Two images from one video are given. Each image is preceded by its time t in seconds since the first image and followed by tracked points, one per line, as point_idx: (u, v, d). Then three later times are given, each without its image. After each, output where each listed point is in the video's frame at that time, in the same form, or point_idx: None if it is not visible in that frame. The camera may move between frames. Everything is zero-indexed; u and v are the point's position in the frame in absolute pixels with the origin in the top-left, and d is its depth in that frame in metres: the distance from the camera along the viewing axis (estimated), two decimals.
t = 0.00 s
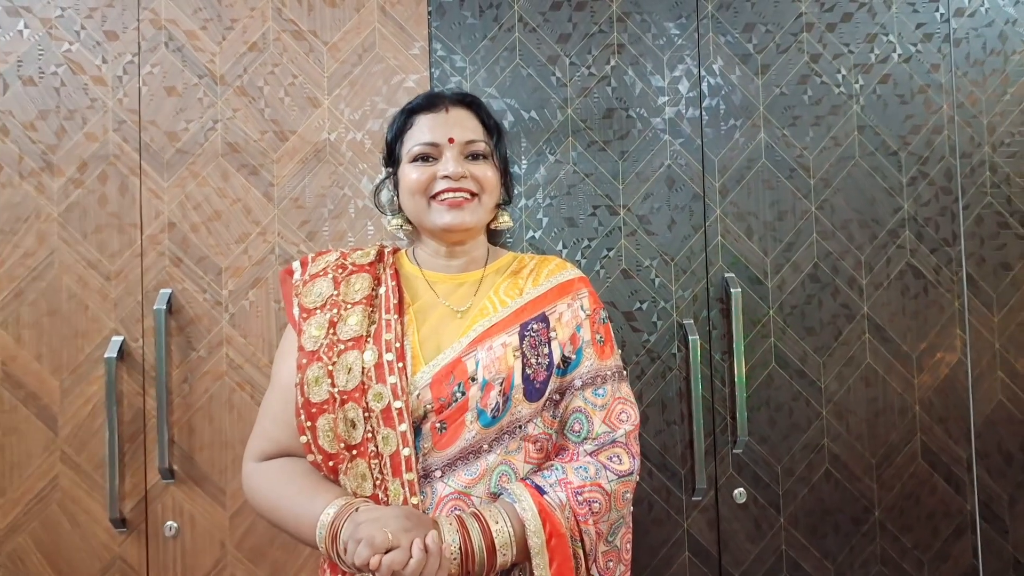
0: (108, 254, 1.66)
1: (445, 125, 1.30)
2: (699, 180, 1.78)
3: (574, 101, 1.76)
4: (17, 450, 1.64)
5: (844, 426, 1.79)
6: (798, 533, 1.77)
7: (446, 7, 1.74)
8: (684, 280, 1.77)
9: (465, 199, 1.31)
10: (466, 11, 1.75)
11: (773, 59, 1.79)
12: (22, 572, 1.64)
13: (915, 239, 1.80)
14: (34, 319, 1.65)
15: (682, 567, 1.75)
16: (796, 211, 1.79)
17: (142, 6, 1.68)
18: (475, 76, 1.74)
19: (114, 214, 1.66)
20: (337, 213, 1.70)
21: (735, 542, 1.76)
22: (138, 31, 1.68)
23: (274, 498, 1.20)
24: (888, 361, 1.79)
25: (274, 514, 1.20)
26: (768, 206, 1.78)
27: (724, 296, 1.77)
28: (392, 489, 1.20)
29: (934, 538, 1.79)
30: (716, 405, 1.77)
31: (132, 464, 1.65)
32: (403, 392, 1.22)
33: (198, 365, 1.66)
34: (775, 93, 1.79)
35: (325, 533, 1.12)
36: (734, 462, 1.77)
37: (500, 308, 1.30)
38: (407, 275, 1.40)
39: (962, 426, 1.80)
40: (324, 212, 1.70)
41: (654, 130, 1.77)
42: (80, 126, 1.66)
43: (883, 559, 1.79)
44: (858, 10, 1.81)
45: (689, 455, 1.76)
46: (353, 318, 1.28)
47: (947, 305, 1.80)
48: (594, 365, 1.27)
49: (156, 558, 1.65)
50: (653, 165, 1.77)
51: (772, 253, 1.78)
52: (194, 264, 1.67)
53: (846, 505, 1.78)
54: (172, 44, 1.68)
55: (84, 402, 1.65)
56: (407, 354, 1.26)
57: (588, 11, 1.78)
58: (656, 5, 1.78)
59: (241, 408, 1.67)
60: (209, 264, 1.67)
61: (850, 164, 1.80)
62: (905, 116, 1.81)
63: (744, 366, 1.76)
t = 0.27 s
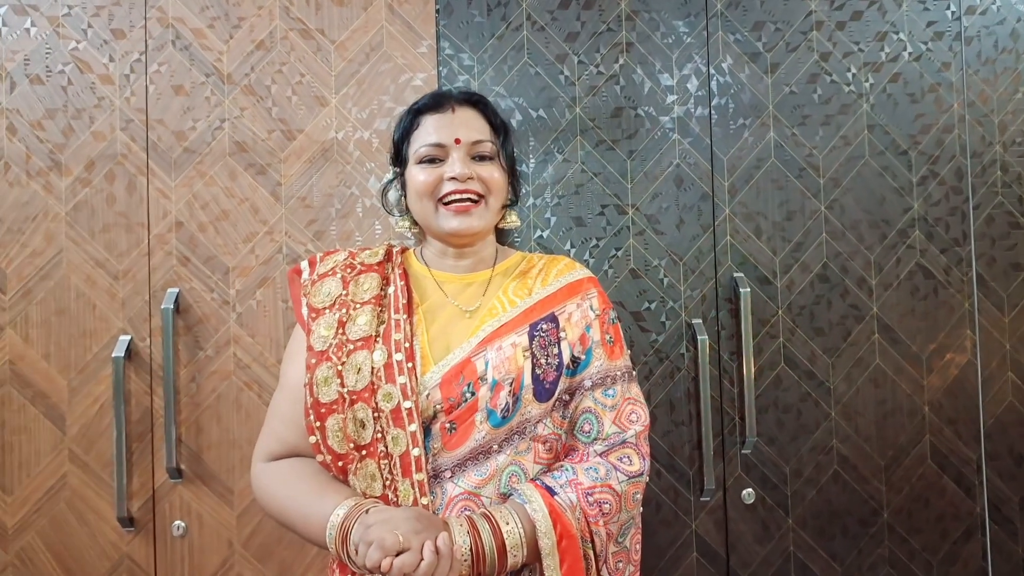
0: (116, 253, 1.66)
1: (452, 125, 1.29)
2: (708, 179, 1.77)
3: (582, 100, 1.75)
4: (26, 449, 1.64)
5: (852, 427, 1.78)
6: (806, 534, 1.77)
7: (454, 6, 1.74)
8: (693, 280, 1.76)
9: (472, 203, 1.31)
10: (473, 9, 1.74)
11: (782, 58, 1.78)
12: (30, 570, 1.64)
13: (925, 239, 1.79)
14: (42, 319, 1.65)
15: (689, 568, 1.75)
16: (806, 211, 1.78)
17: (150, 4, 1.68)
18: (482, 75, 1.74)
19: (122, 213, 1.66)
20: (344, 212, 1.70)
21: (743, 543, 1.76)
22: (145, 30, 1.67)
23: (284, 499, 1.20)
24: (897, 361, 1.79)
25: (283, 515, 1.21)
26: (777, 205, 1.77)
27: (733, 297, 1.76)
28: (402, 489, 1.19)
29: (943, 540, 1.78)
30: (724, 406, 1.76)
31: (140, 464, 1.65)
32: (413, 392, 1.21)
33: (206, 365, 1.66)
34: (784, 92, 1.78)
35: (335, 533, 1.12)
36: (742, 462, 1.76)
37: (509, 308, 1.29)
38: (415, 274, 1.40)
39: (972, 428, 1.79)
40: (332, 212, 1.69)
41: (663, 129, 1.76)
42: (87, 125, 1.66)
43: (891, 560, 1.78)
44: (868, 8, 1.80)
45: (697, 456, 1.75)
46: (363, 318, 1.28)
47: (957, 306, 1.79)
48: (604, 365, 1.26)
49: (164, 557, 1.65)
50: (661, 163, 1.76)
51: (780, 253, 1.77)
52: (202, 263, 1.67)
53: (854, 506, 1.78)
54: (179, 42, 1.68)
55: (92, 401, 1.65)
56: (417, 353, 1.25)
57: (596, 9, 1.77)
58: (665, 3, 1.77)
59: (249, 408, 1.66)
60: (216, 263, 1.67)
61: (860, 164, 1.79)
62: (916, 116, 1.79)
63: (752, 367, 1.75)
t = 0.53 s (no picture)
0: (120, 249, 1.65)
1: (459, 116, 1.28)
2: (716, 174, 1.75)
3: (589, 94, 1.74)
4: (31, 446, 1.63)
5: (861, 423, 1.77)
6: (814, 530, 1.76)
7: None
8: (700, 276, 1.75)
9: (479, 193, 1.29)
10: (479, 3, 1.72)
11: (791, 51, 1.76)
12: (36, 568, 1.63)
13: (934, 234, 1.78)
14: (46, 316, 1.64)
15: (697, 565, 1.75)
16: (814, 206, 1.77)
17: None
18: (489, 69, 1.72)
19: (125, 209, 1.65)
20: (350, 208, 1.68)
21: (751, 540, 1.75)
22: (148, 23, 1.66)
23: (292, 497, 1.19)
24: (906, 357, 1.78)
25: (291, 512, 1.20)
26: (785, 201, 1.76)
27: (741, 292, 1.75)
28: (409, 488, 1.19)
29: (951, 536, 1.78)
30: (732, 402, 1.75)
31: (145, 461, 1.64)
32: (421, 389, 1.20)
33: (212, 362, 1.65)
34: (793, 86, 1.76)
35: (343, 532, 1.12)
36: (750, 459, 1.76)
37: (517, 305, 1.28)
38: (422, 270, 1.39)
39: (981, 424, 1.78)
40: (338, 208, 1.68)
41: (671, 123, 1.75)
42: (90, 120, 1.64)
43: (900, 557, 1.78)
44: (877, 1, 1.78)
45: (705, 452, 1.75)
46: (370, 314, 1.27)
47: (966, 301, 1.78)
48: (613, 363, 1.25)
49: (170, 555, 1.64)
50: (669, 158, 1.75)
51: (789, 249, 1.76)
52: (207, 259, 1.65)
53: (863, 502, 1.77)
54: (183, 36, 1.66)
55: (97, 398, 1.64)
56: (424, 350, 1.24)
57: (603, 2, 1.75)
58: None
59: (255, 405, 1.65)
60: (221, 259, 1.66)
61: (869, 158, 1.78)
62: (925, 110, 1.78)
63: (761, 363, 1.74)
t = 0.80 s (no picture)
0: (135, 246, 1.67)
1: (472, 109, 1.31)
2: (727, 175, 1.76)
3: (600, 95, 1.75)
4: (45, 441, 1.64)
5: (874, 426, 1.76)
6: (827, 534, 1.74)
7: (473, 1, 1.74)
8: (711, 276, 1.75)
9: (491, 185, 1.29)
10: (492, 5, 1.74)
11: (802, 52, 1.77)
12: (48, 563, 1.64)
13: (947, 235, 1.77)
14: (62, 311, 1.66)
15: (708, 568, 1.73)
16: (826, 207, 1.76)
17: None
18: (501, 70, 1.73)
19: (142, 207, 1.67)
20: (363, 206, 1.70)
21: (763, 543, 1.74)
22: (167, 24, 1.69)
23: (301, 491, 1.19)
24: (920, 359, 1.76)
25: (300, 507, 1.20)
26: (797, 201, 1.76)
27: (752, 293, 1.75)
28: (419, 483, 1.18)
29: (966, 541, 1.76)
30: (743, 403, 1.74)
31: (157, 457, 1.65)
32: (431, 384, 1.21)
33: (224, 358, 1.66)
34: (804, 87, 1.77)
35: (352, 528, 1.11)
36: (762, 461, 1.74)
37: (528, 302, 1.29)
38: (433, 268, 1.39)
39: (997, 427, 1.76)
40: (350, 206, 1.70)
41: (682, 124, 1.76)
42: (109, 119, 1.67)
43: (914, 562, 1.75)
44: (889, 3, 1.79)
45: (716, 454, 1.74)
46: (381, 309, 1.27)
47: (980, 303, 1.77)
48: (624, 361, 1.25)
49: (181, 551, 1.65)
50: (680, 159, 1.75)
51: (800, 249, 1.76)
52: (221, 256, 1.67)
53: (876, 506, 1.75)
54: (200, 37, 1.69)
55: (111, 393, 1.65)
56: (435, 346, 1.25)
57: (614, 4, 1.76)
58: None
59: (266, 401, 1.66)
60: (235, 257, 1.67)
61: (881, 159, 1.77)
62: (937, 111, 1.78)
63: (772, 364, 1.74)
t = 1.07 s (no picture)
0: (155, 244, 1.68)
1: (488, 115, 1.30)
2: (743, 174, 1.75)
3: (617, 94, 1.75)
4: (66, 437, 1.66)
5: (891, 427, 1.75)
6: (842, 536, 1.74)
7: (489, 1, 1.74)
8: (728, 276, 1.75)
9: (507, 192, 1.30)
10: (508, 4, 1.74)
11: (820, 52, 1.76)
12: (69, 557, 1.66)
13: (966, 236, 1.76)
14: (83, 309, 1.68)
15: (723, 567, 1.73)
16: (843, 207, 1.76)
17: None
18: (517, 70, 1.74)
19: (161, 205, 1.69)
20: (379, 205, 1.71)
21: (778, 543, 1.73)
22: (186, 25, 1.70)
23: (319, 487, 1.20)
24: (937, 360, 1.75)
25: (317, 503, 1.21)
26: (814, 201, 1.75)
27: (768, 293, 1.74)
28: (436, 480, 1.19)
29: (984, 543, 1.75)
30: (759, 403, 1.74)
31: (176, 453, 1.67)
32: (448, 382, 1.21)
33: (242, 356, 1.68)
34: (821, 86, 1.76)
35: (370, 525, 1.12)
36: (777, 461, 1.74)
37: (544, 300, 1.29)
38: (450, 267, 1.40)
39: (1015, 429, 1.75)
40: (367, 205, 1.71)
41: (698, 124, 1.75)
42: (129, 119, 1.69)
43: (931, 563, 1.75)
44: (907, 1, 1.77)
45: (731, 454, 1.74)
46: (398, 307, 1.29)
47: (999, 304, 1.76)
48: (640, 360, 1.25)
49: (199, 546, 1.67)
50: (697, 158, 1.75)
51: (817, 250, 1.75)
52: (239, 255, 1.69)
53: (892, 508, 1.74)
54: (219, 37, 1.70)
55: (131, 390, 1.67)
56: (452, 344, 1.25)
57: (631, 4, 1.76)
58: None
59: (284, 398, 1.68)
60: (253, 255, 1.69)
61: (899, 159, 1.76)
62: (956, 110, 1.77)
63: (788, 365, 1.73)
